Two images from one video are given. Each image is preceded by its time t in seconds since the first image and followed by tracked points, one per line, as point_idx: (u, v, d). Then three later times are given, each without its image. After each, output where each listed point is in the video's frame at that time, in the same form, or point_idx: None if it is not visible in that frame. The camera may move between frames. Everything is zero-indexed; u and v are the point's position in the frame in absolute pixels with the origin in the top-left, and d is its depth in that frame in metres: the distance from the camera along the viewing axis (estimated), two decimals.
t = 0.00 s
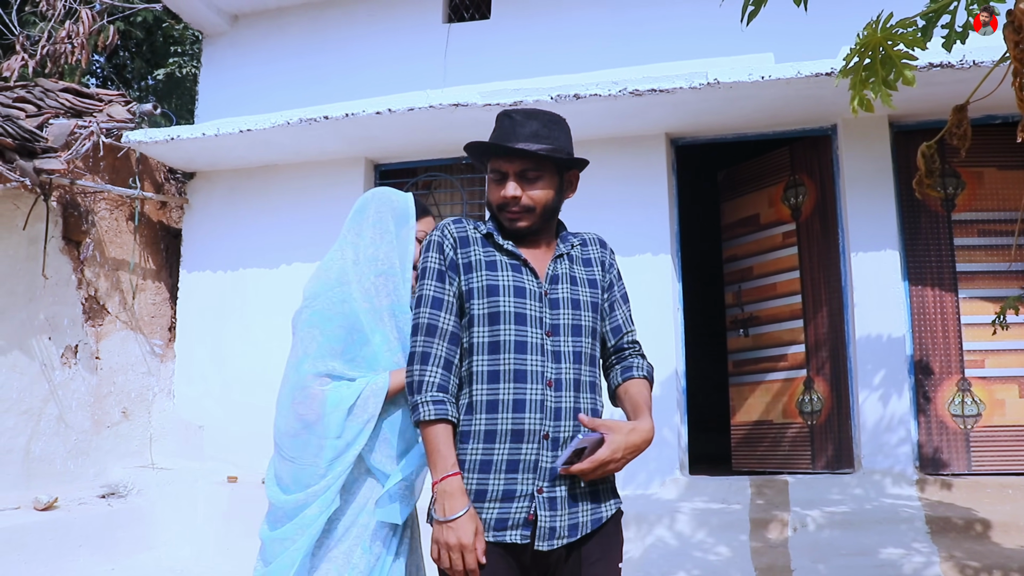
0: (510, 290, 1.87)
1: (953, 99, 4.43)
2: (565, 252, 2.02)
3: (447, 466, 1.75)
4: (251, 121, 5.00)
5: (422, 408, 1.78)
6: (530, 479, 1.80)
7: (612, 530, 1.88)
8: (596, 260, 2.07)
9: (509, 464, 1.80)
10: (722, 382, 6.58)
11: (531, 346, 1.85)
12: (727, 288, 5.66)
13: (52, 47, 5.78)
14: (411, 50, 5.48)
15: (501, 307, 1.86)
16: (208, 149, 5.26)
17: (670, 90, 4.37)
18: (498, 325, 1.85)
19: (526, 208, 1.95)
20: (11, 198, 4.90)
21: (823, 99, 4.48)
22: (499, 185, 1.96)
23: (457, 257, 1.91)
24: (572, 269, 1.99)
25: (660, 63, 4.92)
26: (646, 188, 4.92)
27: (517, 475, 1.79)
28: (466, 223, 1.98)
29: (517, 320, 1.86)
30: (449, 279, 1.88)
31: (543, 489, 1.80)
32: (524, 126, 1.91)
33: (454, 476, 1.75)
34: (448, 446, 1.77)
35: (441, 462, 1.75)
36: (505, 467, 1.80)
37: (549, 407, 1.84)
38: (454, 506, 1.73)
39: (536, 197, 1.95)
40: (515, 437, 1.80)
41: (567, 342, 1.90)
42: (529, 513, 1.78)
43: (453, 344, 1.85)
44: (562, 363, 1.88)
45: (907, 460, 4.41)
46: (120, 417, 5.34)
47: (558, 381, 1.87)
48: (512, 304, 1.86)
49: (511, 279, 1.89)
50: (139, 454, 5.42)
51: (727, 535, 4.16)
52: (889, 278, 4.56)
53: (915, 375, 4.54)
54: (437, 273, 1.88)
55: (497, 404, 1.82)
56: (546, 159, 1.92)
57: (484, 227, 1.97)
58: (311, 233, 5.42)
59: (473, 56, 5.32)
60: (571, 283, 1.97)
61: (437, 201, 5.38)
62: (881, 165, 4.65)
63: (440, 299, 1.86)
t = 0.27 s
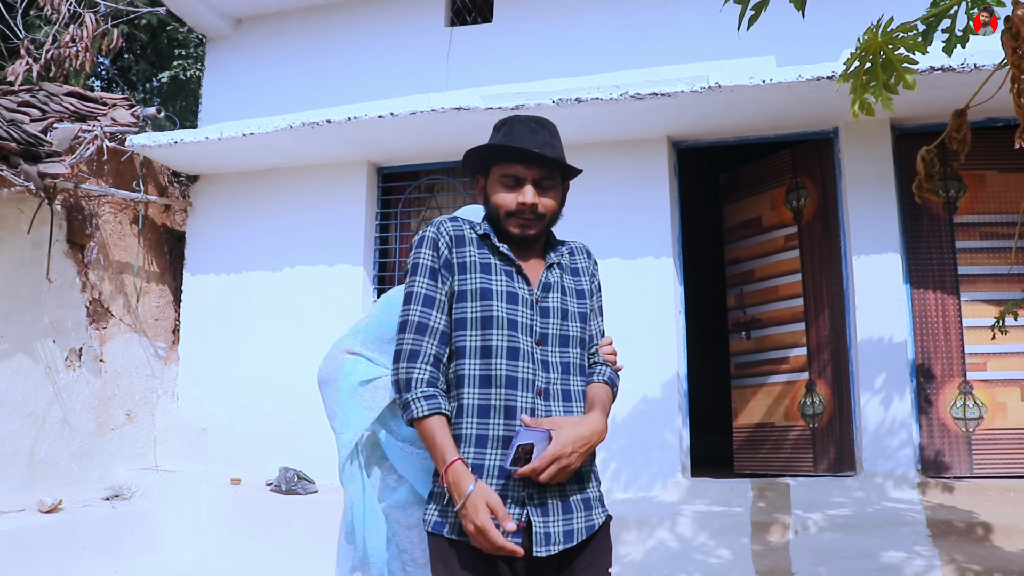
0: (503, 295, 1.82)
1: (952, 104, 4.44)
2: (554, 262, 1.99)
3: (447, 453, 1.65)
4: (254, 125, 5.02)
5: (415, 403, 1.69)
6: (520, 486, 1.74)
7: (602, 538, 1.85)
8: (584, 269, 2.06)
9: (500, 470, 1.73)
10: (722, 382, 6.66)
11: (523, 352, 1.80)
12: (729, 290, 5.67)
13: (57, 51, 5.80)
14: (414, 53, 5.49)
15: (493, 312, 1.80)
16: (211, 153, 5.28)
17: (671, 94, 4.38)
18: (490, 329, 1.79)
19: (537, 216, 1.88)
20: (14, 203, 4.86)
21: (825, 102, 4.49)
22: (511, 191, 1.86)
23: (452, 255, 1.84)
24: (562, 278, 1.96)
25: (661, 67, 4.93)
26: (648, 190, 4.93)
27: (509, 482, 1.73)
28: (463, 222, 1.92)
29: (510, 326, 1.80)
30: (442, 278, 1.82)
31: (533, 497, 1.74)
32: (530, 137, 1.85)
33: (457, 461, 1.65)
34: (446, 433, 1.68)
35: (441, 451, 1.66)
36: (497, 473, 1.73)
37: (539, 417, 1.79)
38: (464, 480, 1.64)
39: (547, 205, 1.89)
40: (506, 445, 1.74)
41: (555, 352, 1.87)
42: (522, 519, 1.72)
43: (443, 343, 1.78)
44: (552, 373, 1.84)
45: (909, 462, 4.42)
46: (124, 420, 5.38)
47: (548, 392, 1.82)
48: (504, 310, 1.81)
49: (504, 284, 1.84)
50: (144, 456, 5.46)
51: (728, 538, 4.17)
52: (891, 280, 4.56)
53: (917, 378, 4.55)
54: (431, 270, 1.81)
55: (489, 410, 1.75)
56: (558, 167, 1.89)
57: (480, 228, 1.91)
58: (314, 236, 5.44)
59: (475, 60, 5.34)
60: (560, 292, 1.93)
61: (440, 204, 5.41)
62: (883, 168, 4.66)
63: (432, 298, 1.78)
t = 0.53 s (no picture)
0: (452, 298, 1.84)
1: (954, 104, 4.44)
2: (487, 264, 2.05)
3: (419, 427, 1.64)
4: (255, 126, 5.03)
5: (366, 391, 1.63)
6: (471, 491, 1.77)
7: (539, 541, 1.96)
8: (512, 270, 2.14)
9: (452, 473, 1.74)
10: (727, 383, 6.73)
11: (473, 356, 1.83)
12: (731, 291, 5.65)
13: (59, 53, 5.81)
14: (415, 54, 5.49)
15: (444, 314, 1.80)
16: (213, 154, 5.29)
17: (672, 95, 4.37)
18: (442, 331, 1.79)
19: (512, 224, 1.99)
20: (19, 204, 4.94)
21: (827, 103, 4.48)
22: (504, 196, 1.95)
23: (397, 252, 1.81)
24: (497, 281, 2.04)
25: (662, 67, 4.92)
26: (649, 191, 4.93)
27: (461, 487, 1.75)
28: (406, 217, 1.89)
29: (459, 329, 1.82)
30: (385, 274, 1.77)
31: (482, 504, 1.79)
32: (479, 137, 1.92)
33: (431, 432, 1.65)
34: (407, 411, 1.66)
35: (413, 426, 1.64)
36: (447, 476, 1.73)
37: (490, 421, 1.84)
38: (446, 447, 1.64)
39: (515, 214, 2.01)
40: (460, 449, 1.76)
41: (498, 355, 1.93)
42: (473, 527, 1.75)
43: (378, 339, 1.74)
44: (497, 377, 1.90)
45: (911, 463, 4.41)
46: (126, 420, 5.40)
47: (497, 396, 1.88)
48: (454, 312, 1.83)
49: (451, 285, 1.85)
50: (146, 456, 5.48)
51: (729, 539, 4.16)
52: (893, 281, 4.56)
53: (919, 379, 4.54)
54: (375, 265, 1.75)
55: (441, 414, 1.75)
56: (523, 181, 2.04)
57: (426, 226, 1.91)
58: (316, 236, 5.44)
59: (477, 60, 5.34)
60: (497, 295, 2.01)
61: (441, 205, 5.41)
62: (885, 167, 4.65)
63: (373, 294, 1.73)
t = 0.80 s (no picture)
0: (421, 297, 1.91)
1: (955, 103, 4.43)
2: (457, 261, 2.12)
3: (398, 417, 1.71)
4: (255, 126, 5.03)
5: (338, 386, 1.69)
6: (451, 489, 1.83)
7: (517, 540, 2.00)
8: (483, 267, 2.21)
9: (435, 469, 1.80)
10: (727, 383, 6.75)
11: (448, 353, 1.90)
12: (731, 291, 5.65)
13: (59, 53, 5.82)
14: (415, 54, 5.49)
15: (416, 313, 1.87)
16: (213, 154, 5.30)
17: (672, 94, 4.37)
18: (415, 331, 1.86)
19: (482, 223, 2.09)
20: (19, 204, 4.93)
21: (828, 102, 4.47)
22: (479, 197, 2.04)
23: (362, 255, 1.88)
24: (467, 277, 2.11)
25: (662, 67, 4.92)
26: (649, 190, 4.92)
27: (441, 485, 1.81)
28: (370, 221, 1.97)
29: (432, 327, 1.89)
30: (350, 277, 1.84)
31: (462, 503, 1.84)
32: (454, 137, 1.99)
33: (411, 420, 1.71)
34: (384, 403, 1.72)
35: (391, 416, 1.71)
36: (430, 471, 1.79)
37: (469, 417, 1.90)
38: (426, 437, 1.71)
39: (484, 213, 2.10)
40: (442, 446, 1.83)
41: (473, 350, 2.00)
42: (453, 524, 1.80)
43: (345, 339, 1.81)
44: (474, 373, 1.96)
45: (912, 464, 4.40)
46: (127, 420, 5.40)
47: (475, 392, 1.94)
48: (425, 311, 1.89)
49: (420, 285, 1.93)
50: (147, 456, 5.48)
51: (729, 539, 4.15)
52: (893, 281, 4.55)
53: (919, 380, 4.52)
54: (338, 268, 1.82)
55: (421, 412, 1.81)
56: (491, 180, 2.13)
57: (390, 228, 1.99)
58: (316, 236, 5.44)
59: (477, 60, 5.34)
60: (468, 290, 2.08)
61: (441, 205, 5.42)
62: (885, 167, 4.64)
63: (337, 296, 1.80)
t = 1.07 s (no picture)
0: (411, 297, 1.93)
1: (956, 101, 4.40)
2: (462, 257, 2.10)
3: (358, 420, 1.76)
4: (254, 124, 5.01)
5: (310, 390, 1.77)
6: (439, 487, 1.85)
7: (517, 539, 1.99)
8: (496, 260, 2.18)
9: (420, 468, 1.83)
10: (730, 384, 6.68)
11: (437, 354, 1.91)
12: (732, 290, 5.63)
13: (59, 52, 5.80)
14: (415, 52, 5.48)
15: (403, 315, 1.90)
16: (212, 152, 5.28)
17: (671, 92, 4.35)
18: (401, 333, 1.89)
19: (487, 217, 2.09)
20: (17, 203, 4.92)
21: (828, 101, 4.45)
22: (482, 191, 2.04)
23: (351, 259, 1.94)
24: (470, 272, 2.08)
25: (662, 65, 4.90)
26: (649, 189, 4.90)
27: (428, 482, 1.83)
28: (363, 225, 2.01)
29: (421, 328, 1.91)
30: (336, 282, 1.90)
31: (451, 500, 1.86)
32: (452, 133, 1.99)
33: (369, 424, 1.76)
34: (350, 406, 1.78)
35: (352, 419, 1.76)
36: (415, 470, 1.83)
37: (459, 417, 1.91)
38: (383, 441, 1.74)
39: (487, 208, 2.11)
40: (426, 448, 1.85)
41: (470, 349, 1.98)
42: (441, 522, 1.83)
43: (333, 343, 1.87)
44: (468, 372, 1.96)
45: (913, 463, 4.37)
46: (125, 420, 5.39)
47: (467, 391, 1.94)
48: (414, 311, 1.92)
49: (411, 285, 1.94)
50: (145, 456, 5.46)
51: (729, 540, 4.13)
52: (895, 280, 4.52)
53: (921, 379, 4.50)
54: (324, 273, 1.89)
55: (406, 413, 1.85)
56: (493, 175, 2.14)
57: (383, 230, 2.02)
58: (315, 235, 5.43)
59: (476, 59, 5.32)
60: (470, 287, 2.05)
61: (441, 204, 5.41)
62: (886, 166, 4.62)
63: (323, 301, 1.86)
